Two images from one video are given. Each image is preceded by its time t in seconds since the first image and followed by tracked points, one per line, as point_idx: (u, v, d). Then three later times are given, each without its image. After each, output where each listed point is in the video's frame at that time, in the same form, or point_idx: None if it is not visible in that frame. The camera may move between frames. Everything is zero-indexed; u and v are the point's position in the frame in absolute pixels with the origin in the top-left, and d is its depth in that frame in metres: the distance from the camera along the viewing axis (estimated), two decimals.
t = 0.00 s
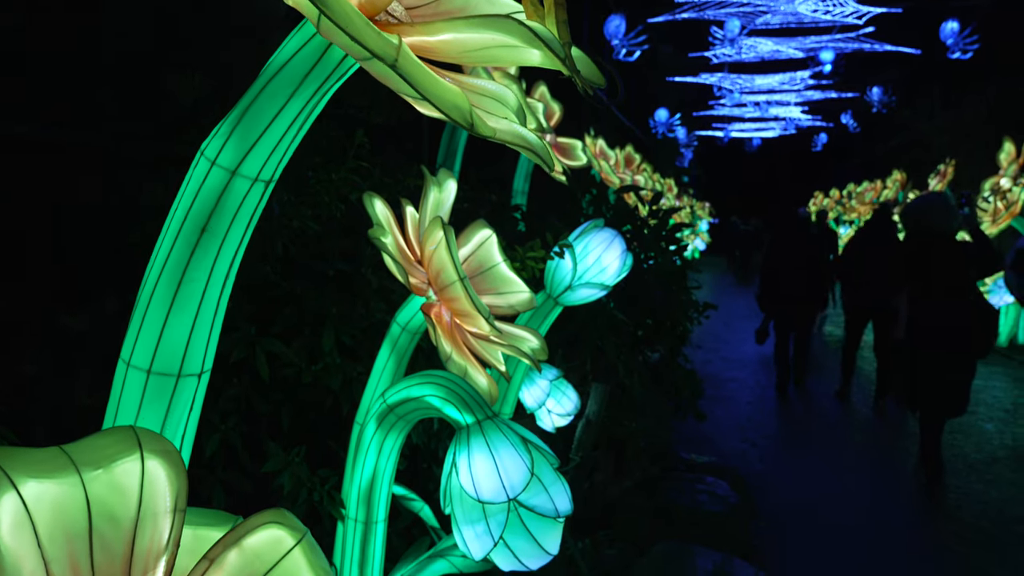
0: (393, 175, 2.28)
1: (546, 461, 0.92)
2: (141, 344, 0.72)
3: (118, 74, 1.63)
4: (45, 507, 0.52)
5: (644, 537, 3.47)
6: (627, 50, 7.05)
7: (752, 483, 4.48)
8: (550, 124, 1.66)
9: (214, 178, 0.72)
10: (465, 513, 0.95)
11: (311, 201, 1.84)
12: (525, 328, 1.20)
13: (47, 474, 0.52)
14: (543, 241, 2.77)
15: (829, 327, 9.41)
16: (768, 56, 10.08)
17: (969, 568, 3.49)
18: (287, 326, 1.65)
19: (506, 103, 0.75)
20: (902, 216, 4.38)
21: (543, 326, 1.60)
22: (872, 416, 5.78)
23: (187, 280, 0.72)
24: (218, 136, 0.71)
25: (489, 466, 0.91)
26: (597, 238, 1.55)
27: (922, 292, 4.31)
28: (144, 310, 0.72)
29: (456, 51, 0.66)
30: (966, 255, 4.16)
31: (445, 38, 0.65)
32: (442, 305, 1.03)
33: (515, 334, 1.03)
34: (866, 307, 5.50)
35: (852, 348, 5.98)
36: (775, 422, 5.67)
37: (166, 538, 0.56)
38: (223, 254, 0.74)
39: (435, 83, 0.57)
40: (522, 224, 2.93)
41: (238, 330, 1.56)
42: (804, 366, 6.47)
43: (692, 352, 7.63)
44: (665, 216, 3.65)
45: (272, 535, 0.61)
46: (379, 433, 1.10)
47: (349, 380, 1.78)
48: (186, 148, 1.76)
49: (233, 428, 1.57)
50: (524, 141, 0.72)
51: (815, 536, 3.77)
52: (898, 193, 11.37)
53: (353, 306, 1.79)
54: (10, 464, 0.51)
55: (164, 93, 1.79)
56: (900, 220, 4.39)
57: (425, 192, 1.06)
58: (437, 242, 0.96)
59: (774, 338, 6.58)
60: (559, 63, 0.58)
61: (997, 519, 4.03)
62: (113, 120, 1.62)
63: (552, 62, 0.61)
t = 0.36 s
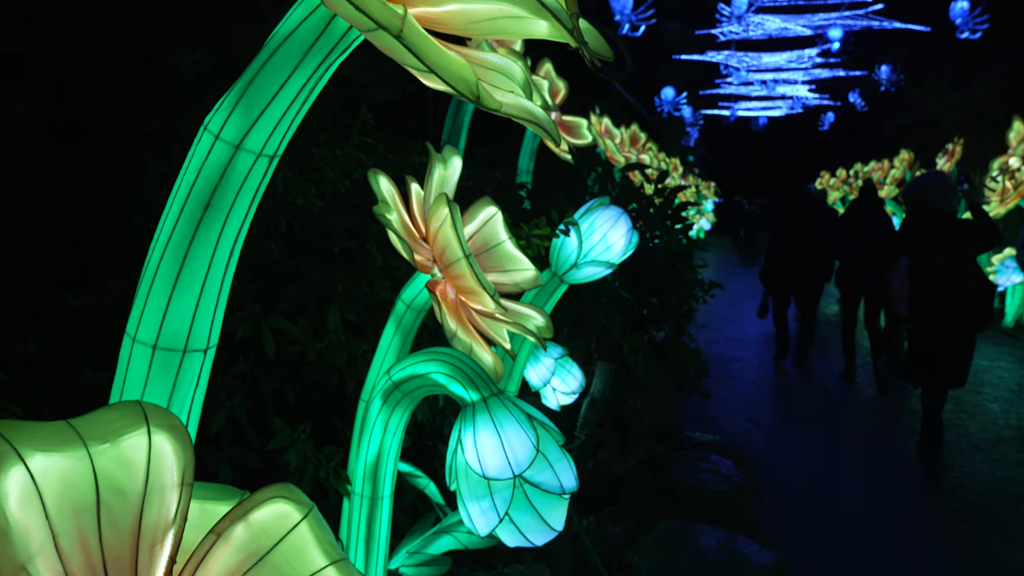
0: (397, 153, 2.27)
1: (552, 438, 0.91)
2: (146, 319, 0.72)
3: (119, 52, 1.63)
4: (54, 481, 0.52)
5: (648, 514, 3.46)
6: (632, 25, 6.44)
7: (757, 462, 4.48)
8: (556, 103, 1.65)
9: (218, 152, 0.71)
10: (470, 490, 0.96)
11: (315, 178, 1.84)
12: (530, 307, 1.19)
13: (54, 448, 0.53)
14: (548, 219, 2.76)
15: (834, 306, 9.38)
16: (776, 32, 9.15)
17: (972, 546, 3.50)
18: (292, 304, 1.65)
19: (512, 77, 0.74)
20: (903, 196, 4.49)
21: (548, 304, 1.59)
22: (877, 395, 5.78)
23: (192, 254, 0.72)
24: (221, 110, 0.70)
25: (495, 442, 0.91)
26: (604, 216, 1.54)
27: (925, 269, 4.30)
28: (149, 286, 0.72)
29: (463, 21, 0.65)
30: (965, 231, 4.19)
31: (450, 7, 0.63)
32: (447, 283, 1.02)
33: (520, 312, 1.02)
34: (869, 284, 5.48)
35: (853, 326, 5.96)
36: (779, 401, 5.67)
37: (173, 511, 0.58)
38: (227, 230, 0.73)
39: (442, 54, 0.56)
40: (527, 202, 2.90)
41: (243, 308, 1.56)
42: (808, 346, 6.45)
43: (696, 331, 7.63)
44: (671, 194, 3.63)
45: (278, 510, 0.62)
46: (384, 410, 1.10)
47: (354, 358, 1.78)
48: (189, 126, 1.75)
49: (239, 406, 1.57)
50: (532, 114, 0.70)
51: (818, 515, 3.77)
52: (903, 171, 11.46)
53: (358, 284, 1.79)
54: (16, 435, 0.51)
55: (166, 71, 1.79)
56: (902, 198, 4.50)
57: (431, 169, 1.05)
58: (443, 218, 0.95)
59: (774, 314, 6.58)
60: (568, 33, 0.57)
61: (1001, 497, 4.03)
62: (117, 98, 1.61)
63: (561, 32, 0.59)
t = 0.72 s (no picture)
0: (401, 137, 2.26)
1: (554, 422, 0.92)
2: (150, 303, 0.72)
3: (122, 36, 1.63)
4: (58, 463, 0.53)
5: (651, 499, 3.47)
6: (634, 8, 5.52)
7: (758, 447, 4.48)
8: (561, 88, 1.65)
9: (221, 135, 0.71)
10: (474, 474, 0.96)
11: (318, 162, 1.83)
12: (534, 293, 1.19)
13: (60, 430, 0.54)
14: (552, 204, 2.75)
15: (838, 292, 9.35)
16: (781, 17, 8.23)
17: (973, 532, 3.50)
18: (296, 288, 1.67)
19: (517, 60, 0.73)
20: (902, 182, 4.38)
21: (551, 289, 1.60)
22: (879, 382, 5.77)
23: (196, 237, 0.72)
24: (225, 92, 0.70)
25: (498, 427, 0.91)
26: (607, 201, 1.55)
27: (923, 253, 4.30)
28: (153, 269, 0.72)
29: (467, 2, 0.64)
30: (962, 216, 4.19)
31: None
32: (451, 268, 1.02)
33: (523, 297, 1.02)
34: (871, 269, 5.47)
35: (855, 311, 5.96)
36: (781, 387, 5.66)
37: (178, 494, 0.59)
38: (231, 213, 0.73)
39: (446, 35, 0.55)
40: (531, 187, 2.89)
41: (247, 293, 1.57)
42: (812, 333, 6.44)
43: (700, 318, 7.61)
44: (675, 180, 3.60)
45: (281, 492, 0.62)
46: (388, 395, 1.10)
47: (358, 343, 1.79)
48: (193, 110, 1.76)
49: (243, 390, 1.58)
50: (537, 97, 0.70)
51: (820, 501, 3.78)
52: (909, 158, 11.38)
53: (362, 269, 1.79)
54: (20, 417, 0.53)
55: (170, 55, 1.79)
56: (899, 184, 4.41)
57: (434, 153, 1.05)
58: (446, 203, 0.95)
59: (773, 296, 6.60)
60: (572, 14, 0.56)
61: (1004, 484, 4.03)
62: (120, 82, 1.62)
63: (565, 14, 0.59)
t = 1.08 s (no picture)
0: (405, 118, 2.26)
1: (557, 403, 0.92)
2: (155, 282, 0.72)
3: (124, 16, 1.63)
4: (67, 439, 0.55)
5: (653, 480, 3.48)
6: None
7: (760, 429, 4.49)
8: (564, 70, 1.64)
9: (226, 114, 0.71)
10: (477, 453, 0.97)
11: (322, 143, 1.82)
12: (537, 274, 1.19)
13: (69, 408, 0.55)
14: (556, 185, 2.75)
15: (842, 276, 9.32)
16: None
17: (974, 514, 3.51)
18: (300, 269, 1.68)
19: (521, 40, 0.73)
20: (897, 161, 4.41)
21: (554, 271, 1.60)
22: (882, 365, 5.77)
23: (199, 218, 0.72)
24: (228, 72, 0.70)
25: (501, 406, 0.92)
26: (610, 183, 1.55)
27: (925, 236, 4.30)
28: (158, 249, 0.72)
29: None
30: (957, 196, 4.21)
31: None
32: (454, 249, 1.02)
33: (526, 279, 1.03)
34: (873, 251, 5.46)
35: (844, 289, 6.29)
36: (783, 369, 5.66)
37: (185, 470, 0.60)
38: (235, 193, 0.73)
39: (450, 14, 0.56)
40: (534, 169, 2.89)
41: (251, 273, 1.58)
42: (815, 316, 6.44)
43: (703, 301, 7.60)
44: (679, 162, 3.59)
45: (286, 469, 0.62)
46: (391, 374, 1.11)
47: (361, 324, 1.80)
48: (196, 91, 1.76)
49: (248, 369, 1.60)
50: (540, 77, 0.70)
51: (820, 482, 3.79)
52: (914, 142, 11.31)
53: (365, 250, 1.80)
54: (29, 393, 0.54)
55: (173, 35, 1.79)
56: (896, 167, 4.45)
57: (437, 134, 1.05)
58: (449, 184, 0.95)
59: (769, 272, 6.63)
60: None
61: (1004, 467, 4.03)
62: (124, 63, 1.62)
63: None
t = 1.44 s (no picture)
0: (411, 96, 2.25)
1: (564, 379, 0.92)
2: (164, 259, 0.73)
3: None
4: (79, 412, 0.55)
5: (658, 458, 3.49)
6: None
7: (766, 408, 4.49)
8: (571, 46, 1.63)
9: (232, 90, 0.71)
10: (484, 430, 0.97)
11: (328, 121, 1.81)
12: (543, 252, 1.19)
13: (80, 382, 0.55)
14: (562, 163, 2.74)
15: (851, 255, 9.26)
16: None
17: (978, 493, 3.51)
18: (307, 248, 1.68)
19: (527, 13, 0.72)
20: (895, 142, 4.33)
21: (561, 249, 1.60)
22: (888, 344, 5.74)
23: (208, 194, 0.72)
24: (235, 47, 0.70)
25: (508, 383, 0.93)
26: (617, 160, 1.54)
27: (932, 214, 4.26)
28: (166, 226, 0.72)
29: None
30: (955, 175, 4.17)
31: None
32: (461, 227, 1.02)
33: (534, 257, 1.02)
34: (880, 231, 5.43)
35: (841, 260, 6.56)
36: (789, 349, 5.65)
37: (196, 445, 0.61)
38: (243, 170, 0.73)
39: None
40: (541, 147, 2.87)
41: (258, 251, 1.59)
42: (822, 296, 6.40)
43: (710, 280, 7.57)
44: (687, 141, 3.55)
45: (297, 444, 0.63)
46: (399, 351, 1.12)
47: (368, 302, 1.81)
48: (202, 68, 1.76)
49: (255, 348, 1.61)
50: (547, 51, 0.69)
51: (825, 461, 3.79)
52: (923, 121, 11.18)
53: (372, 229, 1.80)
54: (41, 367, 0.54)
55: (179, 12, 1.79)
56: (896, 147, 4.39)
57: (444, 112, 1.04)
58: (456, 161, 0.95)
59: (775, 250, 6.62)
60: None
61: (1010, 445, 4.02)
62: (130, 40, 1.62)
63: None
